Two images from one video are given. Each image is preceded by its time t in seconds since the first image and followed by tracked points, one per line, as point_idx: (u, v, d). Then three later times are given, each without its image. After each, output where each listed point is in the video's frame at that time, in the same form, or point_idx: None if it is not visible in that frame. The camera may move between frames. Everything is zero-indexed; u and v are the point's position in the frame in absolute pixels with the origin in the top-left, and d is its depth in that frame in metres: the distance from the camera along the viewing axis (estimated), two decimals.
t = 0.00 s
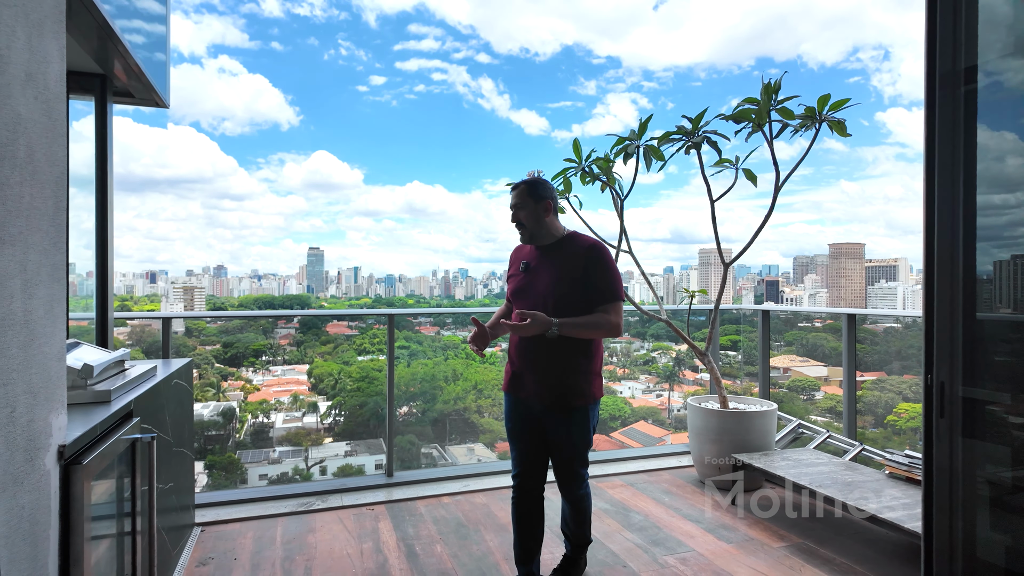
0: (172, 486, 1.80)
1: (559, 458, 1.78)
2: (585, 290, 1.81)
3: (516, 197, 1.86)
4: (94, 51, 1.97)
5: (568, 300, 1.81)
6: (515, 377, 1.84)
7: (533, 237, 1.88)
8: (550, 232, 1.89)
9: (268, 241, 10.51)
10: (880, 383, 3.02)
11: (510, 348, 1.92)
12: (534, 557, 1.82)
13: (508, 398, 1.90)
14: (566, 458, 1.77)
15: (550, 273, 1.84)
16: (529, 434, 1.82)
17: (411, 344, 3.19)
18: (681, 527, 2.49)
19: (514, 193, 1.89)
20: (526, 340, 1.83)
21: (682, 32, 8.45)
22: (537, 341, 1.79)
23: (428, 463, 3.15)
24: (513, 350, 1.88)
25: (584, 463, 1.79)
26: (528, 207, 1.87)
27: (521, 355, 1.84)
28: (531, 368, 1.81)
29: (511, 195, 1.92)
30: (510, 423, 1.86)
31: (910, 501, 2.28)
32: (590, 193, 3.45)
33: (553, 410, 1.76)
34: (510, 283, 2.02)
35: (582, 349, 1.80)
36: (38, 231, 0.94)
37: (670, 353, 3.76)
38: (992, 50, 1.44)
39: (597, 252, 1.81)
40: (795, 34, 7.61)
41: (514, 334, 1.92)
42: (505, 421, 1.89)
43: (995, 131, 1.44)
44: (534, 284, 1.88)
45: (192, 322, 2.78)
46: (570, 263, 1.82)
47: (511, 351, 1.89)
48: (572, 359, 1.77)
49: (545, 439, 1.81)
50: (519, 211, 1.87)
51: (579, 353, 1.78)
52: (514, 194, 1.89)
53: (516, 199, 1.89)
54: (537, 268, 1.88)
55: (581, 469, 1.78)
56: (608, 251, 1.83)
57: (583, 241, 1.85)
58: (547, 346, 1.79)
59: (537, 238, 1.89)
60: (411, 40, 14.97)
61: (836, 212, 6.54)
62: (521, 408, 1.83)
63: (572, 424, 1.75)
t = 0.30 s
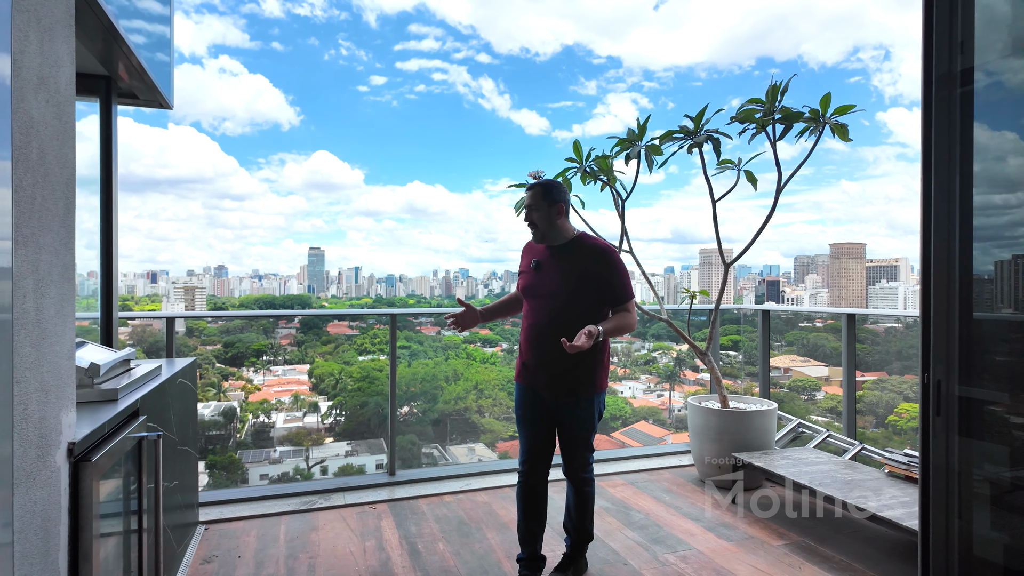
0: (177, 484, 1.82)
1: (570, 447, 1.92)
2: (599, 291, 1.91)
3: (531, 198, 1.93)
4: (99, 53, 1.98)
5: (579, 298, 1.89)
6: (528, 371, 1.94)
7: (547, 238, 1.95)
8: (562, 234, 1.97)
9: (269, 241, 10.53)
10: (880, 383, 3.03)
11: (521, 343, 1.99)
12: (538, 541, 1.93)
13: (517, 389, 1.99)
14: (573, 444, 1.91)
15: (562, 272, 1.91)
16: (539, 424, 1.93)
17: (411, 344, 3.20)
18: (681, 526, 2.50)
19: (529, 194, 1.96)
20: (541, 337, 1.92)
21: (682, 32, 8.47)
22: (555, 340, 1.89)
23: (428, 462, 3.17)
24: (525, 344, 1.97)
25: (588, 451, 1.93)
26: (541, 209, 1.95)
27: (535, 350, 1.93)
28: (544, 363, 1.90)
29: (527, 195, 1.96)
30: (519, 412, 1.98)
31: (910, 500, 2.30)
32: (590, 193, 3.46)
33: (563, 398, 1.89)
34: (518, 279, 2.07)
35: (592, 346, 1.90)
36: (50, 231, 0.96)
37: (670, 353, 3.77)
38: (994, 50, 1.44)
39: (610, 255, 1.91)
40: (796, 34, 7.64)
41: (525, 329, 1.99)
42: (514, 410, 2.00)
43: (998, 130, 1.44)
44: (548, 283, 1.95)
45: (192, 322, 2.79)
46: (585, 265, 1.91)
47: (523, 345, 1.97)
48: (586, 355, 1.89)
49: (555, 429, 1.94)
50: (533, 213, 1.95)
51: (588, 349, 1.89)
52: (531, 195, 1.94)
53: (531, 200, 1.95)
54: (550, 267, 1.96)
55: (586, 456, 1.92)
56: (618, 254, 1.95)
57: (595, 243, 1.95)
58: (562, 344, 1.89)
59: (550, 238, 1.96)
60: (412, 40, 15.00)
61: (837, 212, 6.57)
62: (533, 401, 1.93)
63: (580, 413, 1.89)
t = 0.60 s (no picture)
0: (176, 485, 1.80)
1: (564, 442, 1.93)
2: (597, 289, 1.92)
3: (533, 194, 1.94)
4: (98, 50, 1.97)
5: (576, 295, 1.91)
6: (525, 364, 1.98)
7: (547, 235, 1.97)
8: (563, 231, 1.99)
9: (270, 241, 10.53)
10: (882, 382, 3.03)
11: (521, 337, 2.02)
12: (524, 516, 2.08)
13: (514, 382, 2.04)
14: (565, 439, 1.93)
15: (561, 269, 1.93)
16: (532, 415, 1.99)
17: (412, 344, 3.19)
18: (684, 526, 2.48)
19: (532, 190, 1.98)
20: (539, 332, 1.95)
21: (683, 31, 8.47)
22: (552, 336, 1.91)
23: (430, 461, 3.16)
24: (523, 338, 2.01)
25: (584, 447, 1.92)
26: (543, 206, 1.96)
27: (532, 345, 1.97)
28: (541, 358, 1.93)
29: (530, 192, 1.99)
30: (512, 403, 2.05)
31: (915, 501, 2.28)
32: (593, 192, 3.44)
33: (553, 393, 1.91)
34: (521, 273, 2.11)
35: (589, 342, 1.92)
36: (46, 228, 0.94)
37: (670, 352, 3.74)
38: (995, 49, 1.44)
39: (609, 254, 1.92)
40: (796, 33, 7.65)
41: (525, 323, 2.02)
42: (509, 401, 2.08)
43: (1003, 130, 1.43)
44: (547, 279, 1.98)
45: (193, 321, 2.77)
46: (584, 262, 1.93)
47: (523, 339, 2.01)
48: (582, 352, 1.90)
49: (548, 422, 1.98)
50: (535, 209, 1.97)
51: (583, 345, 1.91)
52: (534, 192, 1.97)
53: (533, 197, 1.98)
54: (550, 264, 1.99)
55: (580, 451, 1.92)
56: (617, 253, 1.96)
57: (595, 241, 1.96)
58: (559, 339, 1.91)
59: (550, 235, 1.99)
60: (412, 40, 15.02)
61: (837, 212, 6.59)
62: (528, 393, 1.97)
63: (571, 409, 1.90)
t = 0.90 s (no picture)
0: (167, 486, 1.76)
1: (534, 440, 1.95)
2: (558, 289, 1.94)
3: (505, 192, 2.01)
4: (89, 45, 1.93)
5: (539, 292, 1.96)
6: (500, 361, 2.07)
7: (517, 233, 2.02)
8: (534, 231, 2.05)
9: (270, 240, 10.51)
10: (883, 381, 2.98)
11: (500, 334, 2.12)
12: (498, 515, 2.13)
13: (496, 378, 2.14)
14: (542, 439, 1.92)
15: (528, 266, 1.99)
16: (510, 412, 2.05)
17: (412, 343, 3.15)
18: (686, 528, 2.45)
19: (506, 190, 2.07)
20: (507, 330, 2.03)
21: (683, 30, 8.44)
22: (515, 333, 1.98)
23: (430, 460, 3.12)
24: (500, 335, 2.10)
25: (562, 446, 1.90)
26: (516, 204, 2.03)
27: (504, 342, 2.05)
28: (509, 354, 2.01)
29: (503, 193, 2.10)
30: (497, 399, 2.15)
31: (921, 502, 2.24)
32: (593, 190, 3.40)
33: (526, 389, 1.96)
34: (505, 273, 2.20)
35: (555, 340, 1.93)
36: (23, 221, 0.90)
37: (671, 352, 3.70)
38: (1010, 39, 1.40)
39: (570, 253, 1.93)
40: (797, 32, 7.48)
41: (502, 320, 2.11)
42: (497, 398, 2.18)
43: (1006, 127, 1.42)
44: (517, 278, 2.05)
45: (193, 321, 2.74)
46: (547, 261, 1.97)
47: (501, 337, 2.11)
48: (543, 351, 1.93)
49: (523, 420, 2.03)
50: (506, 207, 2.04)
51: (551, 343, 1.93)
52: (505, 192, 2.07)
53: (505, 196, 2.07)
54: (521, 263, 2.06)
55: (557, 452, 1.89)
56: (582, 252, 1.96)
57: (562, 240, 1.98)
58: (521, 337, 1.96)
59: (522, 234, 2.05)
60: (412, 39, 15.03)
61: (837, 211, 6.58)
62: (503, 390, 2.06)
63: (543, 406, 1.91)
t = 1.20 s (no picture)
0: (161, 487, 1.73)
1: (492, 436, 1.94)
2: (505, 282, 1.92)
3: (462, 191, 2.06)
4: (83, 39, 1.90)
5: (487, 286, 1.96)
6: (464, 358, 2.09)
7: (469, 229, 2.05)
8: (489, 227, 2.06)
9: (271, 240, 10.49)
10: (885, 381, 2.94)
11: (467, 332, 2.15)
12: (490, 515, 2.11)
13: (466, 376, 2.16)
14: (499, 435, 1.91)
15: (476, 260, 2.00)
16: (476, 409, 2.06)
17: (413, 343, 3.11)
18: (689, 530, 2.41)
19: (466, 189, 2.11)
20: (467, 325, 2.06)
21: (684, 29, 8.42)
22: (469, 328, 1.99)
23: (431, 460, 3.09)
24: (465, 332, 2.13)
25: (519, 445, 1.87)
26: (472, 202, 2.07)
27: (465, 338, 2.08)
28: (467, 350, 2.03)
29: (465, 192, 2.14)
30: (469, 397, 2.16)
31: (929, 504, 2.20)
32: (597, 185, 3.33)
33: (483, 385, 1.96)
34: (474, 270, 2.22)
35: (502, 336, 1.91)
36: (4, 212, 0.87)
37: (672, 352, 3.65)
38: None
39: (517, 246, 1.91)
40: (797, 32, 7.37)
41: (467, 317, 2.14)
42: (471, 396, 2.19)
43: None
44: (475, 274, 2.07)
45: (195, 321, 2.71)
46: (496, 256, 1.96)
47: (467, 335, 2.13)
48: (492, 345, 1.92)
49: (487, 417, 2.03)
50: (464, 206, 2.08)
51: (501, 339, 1.91)
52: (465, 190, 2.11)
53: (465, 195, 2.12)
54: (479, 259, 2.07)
55: (514, 450, 1.87)
56: (530, 245, 1.92)
57: (513, 235, 1.96)
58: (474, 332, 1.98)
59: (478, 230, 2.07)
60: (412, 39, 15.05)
61: (838, 211, 6.57)
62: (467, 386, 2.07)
63: (499, 404, 1.90)
